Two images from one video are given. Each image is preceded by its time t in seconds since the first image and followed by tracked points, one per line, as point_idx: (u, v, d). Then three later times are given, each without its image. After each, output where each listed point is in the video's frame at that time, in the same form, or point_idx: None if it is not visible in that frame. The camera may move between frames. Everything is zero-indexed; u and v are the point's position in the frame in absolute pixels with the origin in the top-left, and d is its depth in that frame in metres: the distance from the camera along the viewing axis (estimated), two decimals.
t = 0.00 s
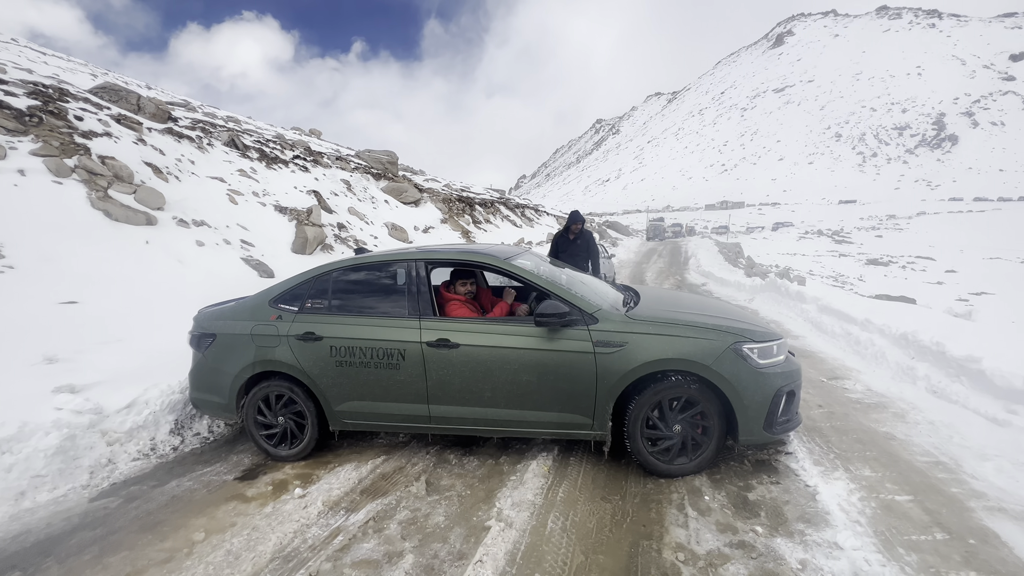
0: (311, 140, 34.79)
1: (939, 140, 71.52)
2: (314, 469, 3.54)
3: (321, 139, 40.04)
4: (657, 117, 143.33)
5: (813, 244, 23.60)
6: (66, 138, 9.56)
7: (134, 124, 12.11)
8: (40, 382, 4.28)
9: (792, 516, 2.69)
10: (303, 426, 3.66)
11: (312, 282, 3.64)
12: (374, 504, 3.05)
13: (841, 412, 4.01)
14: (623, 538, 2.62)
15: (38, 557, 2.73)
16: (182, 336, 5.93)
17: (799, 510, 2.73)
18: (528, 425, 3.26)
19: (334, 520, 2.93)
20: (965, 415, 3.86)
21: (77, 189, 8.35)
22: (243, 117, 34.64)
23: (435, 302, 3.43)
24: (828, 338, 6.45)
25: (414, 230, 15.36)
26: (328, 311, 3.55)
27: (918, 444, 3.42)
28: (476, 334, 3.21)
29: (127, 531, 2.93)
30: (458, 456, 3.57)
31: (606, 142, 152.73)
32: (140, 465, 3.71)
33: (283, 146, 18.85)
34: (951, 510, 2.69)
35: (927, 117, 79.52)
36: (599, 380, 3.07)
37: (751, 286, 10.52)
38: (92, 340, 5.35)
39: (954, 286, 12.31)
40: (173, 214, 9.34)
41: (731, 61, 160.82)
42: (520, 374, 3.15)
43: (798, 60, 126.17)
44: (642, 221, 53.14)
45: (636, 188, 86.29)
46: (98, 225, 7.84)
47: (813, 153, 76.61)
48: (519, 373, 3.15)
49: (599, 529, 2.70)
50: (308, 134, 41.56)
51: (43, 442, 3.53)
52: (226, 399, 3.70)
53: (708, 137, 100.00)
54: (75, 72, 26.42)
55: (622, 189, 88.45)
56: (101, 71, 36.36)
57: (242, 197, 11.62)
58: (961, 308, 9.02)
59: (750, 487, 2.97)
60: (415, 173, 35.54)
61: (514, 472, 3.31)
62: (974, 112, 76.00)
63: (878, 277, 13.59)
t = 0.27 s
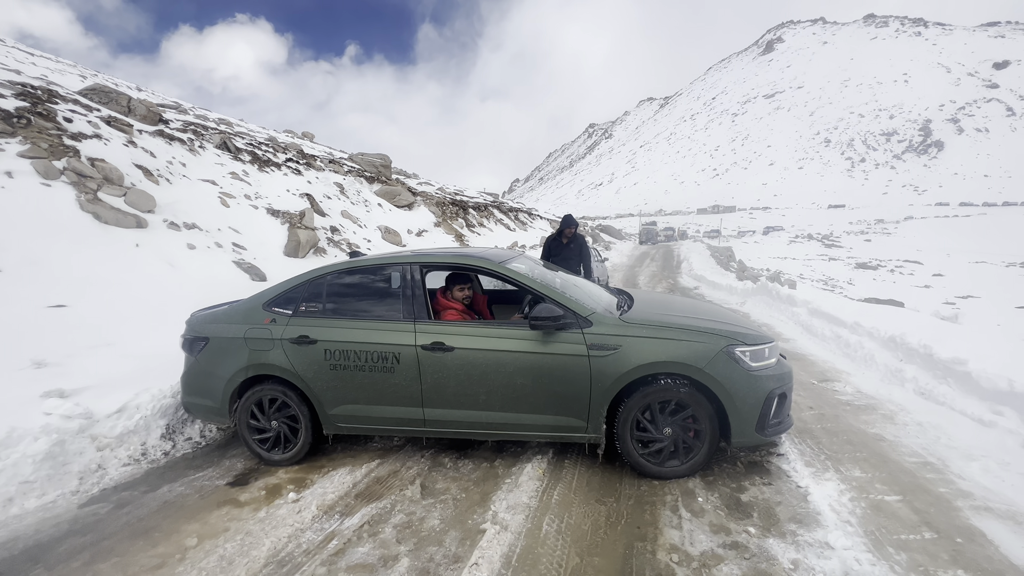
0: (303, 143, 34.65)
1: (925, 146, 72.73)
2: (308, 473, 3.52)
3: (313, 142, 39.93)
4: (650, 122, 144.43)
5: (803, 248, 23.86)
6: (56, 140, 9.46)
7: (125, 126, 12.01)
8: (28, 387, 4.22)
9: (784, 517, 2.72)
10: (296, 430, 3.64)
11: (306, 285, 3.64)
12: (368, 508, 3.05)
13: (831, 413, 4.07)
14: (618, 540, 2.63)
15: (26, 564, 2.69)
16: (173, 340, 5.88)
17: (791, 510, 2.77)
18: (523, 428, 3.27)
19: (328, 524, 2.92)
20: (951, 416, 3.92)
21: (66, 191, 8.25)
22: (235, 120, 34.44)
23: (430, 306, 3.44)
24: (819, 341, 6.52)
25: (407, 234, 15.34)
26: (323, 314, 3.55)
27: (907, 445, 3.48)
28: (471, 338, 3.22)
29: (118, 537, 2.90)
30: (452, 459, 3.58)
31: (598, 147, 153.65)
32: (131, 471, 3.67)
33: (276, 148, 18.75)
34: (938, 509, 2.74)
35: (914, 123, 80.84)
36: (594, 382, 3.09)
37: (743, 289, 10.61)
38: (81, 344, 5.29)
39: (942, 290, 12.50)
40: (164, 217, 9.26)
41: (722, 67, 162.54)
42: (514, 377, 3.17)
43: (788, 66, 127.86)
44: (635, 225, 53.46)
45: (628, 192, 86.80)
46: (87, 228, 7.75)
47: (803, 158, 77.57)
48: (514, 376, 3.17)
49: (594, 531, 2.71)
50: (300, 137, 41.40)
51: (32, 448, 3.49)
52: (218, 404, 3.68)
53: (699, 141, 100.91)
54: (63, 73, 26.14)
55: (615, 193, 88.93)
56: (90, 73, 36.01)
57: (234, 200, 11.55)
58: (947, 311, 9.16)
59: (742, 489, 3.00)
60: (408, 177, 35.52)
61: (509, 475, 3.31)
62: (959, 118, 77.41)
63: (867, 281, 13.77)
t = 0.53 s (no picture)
0: (299, 145, 34.58)
1: (918, 151, 73.45)
2: (303, 477, 3.49)
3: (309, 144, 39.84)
4: (645, 126, 145.12)
5: (798, 252, 24.00)
6: (49, 140, 9.39)
7: (119, 127, 11.94)
8: (20, 390, 4.17)
9: (781, 520, 2.72)
10: (292, 433, 3.62)
11: (302, 288, 3.62)
12: (364, 512, 3.03)
13: (826, 416, 4.08)
14: (615, 543, 2.63)
15: (17, 569, 2.66)
16: (167, 342, 5.84)
17: (787, 513, 2.78)
18: (520, 431, 3.26)
19: (324, 528, 2.90)
20: (946, 419, 3.95)
21: (59, 193, 8.19)
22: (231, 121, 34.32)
23: (427, 308, 3.43)
24: (814, 344, 6.56)
25: (403, 236, 15.32)
26: (319, 316, 3.53)
27: (902, 447, 3.49)
28: (468, 340, 3.22)
29: (111, 542, 2.87)
30: (449, 463, 3.56)
31: (594, 150, 154.28)
32: (124, 474, 3.63)
33: (272, 150, 18.69)
34: (933, 511, 2.76)
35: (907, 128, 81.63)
36: (590, 385, 3.09)
37: (739, 292, 10.65)
38: (74, 347, 5.24)
39: (935, 293, 12.59)
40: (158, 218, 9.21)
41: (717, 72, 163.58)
42: (511, 379, 3.16)
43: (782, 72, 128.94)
44: (630, 228, 53.64)
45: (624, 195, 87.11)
46: (81, 229, 7.69)
47: (797, 162, 78.12)
48: (510, 379, 3.16)
49: (591, 535, 2.70)
50: (296, 139, 41.28)
51: (23, 451, 3.44)
52: (213, 406, 3.65)
53: (695, 145, 101.44)
54: (58, 73, 26.00)
55: (611, 196, 89.19)
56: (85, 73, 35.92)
57: (229, 202, 11.50)
58: (940, 314, 9.24)
59: (739, 491, 3.01)
60: (404, 179, 35.49)
61: (505, 478, 3.31)
62: (951, 124, 78.25)
63: (861, 284, 13.86)
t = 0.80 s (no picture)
0: (298, 146, 34.56)
1: (915, 154, 73.69)
2: (301, 478, 3.48)
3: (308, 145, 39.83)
4: (644, 128, 145.40)
5: (796, 254, 24.06)
6: (47, 140, 9.37)
7: (118, 127, 11.92)
8: (17, 390, 4.15)
9: (781, 521, 2.72)
10: (290, 434, 3.60)
11: (301, 288, 3.61)
12: (363, 513, 3.02)
13: (825, 418, 4.09)
14: (615, 545, 2.62)
15: (12, 571, 2.64)
16: (165, 343, 5.82)
17: (787, 515, 2.78)
18: (519, 433, 3.25)
19: (322, 529, 2.89)
20: (945, 420, 3.95)
21: (57, 192, 8.17)
22: (230, 122, 34.29)
23: (426, 309, 3.43)
24: (813, 346, 6.56)
25: (402, 237, 15.32)
26: (318, 317, 3.53)
27: (901, 449, 3.50)
28: (467, 341, 3.21)
29: (108, 543, 2.86)
30: (448, 464, 3.55)
31: (593, 152, 154.46)
32: (121, 475, 3.61)
33: (271, 151, 18.68)
34: (933, 513, 2.76)
35: (904, 131, 81.91)
36: (590, 386, 3.08)
37: (737, 294, 10.67)
38: (72, 347, 5.22)
39: (932, 295, 12.63)
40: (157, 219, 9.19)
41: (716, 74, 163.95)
42: (510, 380, 3.16)
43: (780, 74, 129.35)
44: (629, 230, 53.70)
45: (623, 197, 87.24)
46: (79, 229, 7.67)
47: (795, 164, 78.31)
48: (510, 380, 3.16)
49: (590, 536, 2.70)
50: (295, 139, 41.23)
51: (20, 451, 3.42)
52: (211, 407, 3.64)
53: (693, 147, 101.61)
54: (56, 73, 25.95)
55: (610, 198, 89.28)
56: (84, 73, 35.85)
57: (227, 203, 11.48)
58: (939, 317, 9.26)
59: (739, 493, 3.00)
60: (403, 181, 35.51)
61: (505, 479, 3.30)
62: (948, 127, 78.53)
63: (859, 286, 13.90)
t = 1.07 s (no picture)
0: (299, 144, 34.54)
1: (916, 155, 73.64)
2: (301, 476, 3.47)
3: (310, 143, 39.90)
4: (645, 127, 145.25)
5: (796, 254, 24.06)
6: (48, 138, 9.35)
7: (118, 125, 11.91)
8: (16, 388, 4.15)
9: (782, 522, 2.71)
10: (290, 433, 3.60)
11: (301, 286, 3.61)
12: (363, 512, 3.01)
13: (826, 418, 4.08)
14: (615, 545, 2.62)
15: (11, 569, 2.64)
16: (165, 341, 5.82)
17: (789, 515, 2.77)
18: (520, 432, 3.24)
19: (322, 528, 2.88)
20: (946, 421, 3.94)
21: (57, 190, 8.16)
22: (230, 121, 34.27)
23: (427, 308, 3.42)
24: (813, 346, 6.55)
25: (402, 236, 15.31)
26: (318, 315, 3.52)
27: (902, 449, 3.49)
28: (468, 340, 3.20)
29: (107, 541, 2.85)
30: (448, 463, 3.54)
31: (594, 152, 154.39)
32: (121, 474, 3.60)
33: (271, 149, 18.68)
34: (934, 513, 2.75)
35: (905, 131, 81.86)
36: (591, 386, 3.07)
37: (738, 294, 10.66)
38: (71, 345, 5.22)
39: (933, 296, 12.62)
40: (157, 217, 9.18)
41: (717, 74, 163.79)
42: (511, 379, 3.15)
43: (781, 74, 129.30)
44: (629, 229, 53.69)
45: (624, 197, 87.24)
46: (79, 227, 7.67)
47: (796, 164, 78.27)
48: (510, 379, 3.15)
49: (591, 536, 2.69)
50: (296, 138, 41.23)
51: (19, 449, 3.42)
52: (211, 405, 3.63)
53: (694, 147, 101.55)
54: (57, 71, 25.93)
55: (610, 198, 89.24)
56: (84, 71, 35.86)
57: (228, 201, 11.47)
58: (939, 317, 9.25)
59: (740, 493, 3.00)
60: (404, 180, 35.50)
61: (505, 479, 3.29)
62: (949, 127, 78.47)
63: (859, 287, 13.89)
